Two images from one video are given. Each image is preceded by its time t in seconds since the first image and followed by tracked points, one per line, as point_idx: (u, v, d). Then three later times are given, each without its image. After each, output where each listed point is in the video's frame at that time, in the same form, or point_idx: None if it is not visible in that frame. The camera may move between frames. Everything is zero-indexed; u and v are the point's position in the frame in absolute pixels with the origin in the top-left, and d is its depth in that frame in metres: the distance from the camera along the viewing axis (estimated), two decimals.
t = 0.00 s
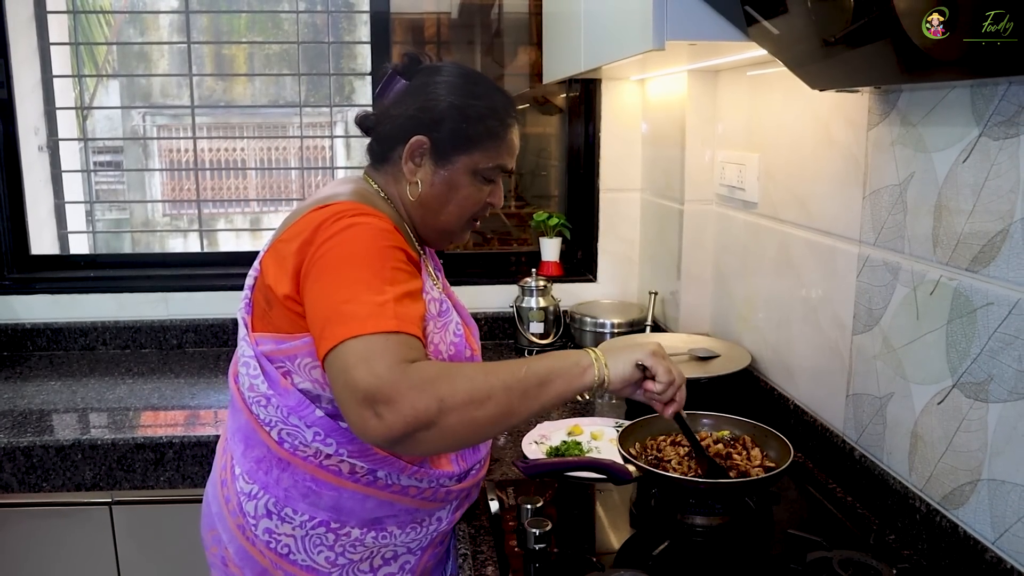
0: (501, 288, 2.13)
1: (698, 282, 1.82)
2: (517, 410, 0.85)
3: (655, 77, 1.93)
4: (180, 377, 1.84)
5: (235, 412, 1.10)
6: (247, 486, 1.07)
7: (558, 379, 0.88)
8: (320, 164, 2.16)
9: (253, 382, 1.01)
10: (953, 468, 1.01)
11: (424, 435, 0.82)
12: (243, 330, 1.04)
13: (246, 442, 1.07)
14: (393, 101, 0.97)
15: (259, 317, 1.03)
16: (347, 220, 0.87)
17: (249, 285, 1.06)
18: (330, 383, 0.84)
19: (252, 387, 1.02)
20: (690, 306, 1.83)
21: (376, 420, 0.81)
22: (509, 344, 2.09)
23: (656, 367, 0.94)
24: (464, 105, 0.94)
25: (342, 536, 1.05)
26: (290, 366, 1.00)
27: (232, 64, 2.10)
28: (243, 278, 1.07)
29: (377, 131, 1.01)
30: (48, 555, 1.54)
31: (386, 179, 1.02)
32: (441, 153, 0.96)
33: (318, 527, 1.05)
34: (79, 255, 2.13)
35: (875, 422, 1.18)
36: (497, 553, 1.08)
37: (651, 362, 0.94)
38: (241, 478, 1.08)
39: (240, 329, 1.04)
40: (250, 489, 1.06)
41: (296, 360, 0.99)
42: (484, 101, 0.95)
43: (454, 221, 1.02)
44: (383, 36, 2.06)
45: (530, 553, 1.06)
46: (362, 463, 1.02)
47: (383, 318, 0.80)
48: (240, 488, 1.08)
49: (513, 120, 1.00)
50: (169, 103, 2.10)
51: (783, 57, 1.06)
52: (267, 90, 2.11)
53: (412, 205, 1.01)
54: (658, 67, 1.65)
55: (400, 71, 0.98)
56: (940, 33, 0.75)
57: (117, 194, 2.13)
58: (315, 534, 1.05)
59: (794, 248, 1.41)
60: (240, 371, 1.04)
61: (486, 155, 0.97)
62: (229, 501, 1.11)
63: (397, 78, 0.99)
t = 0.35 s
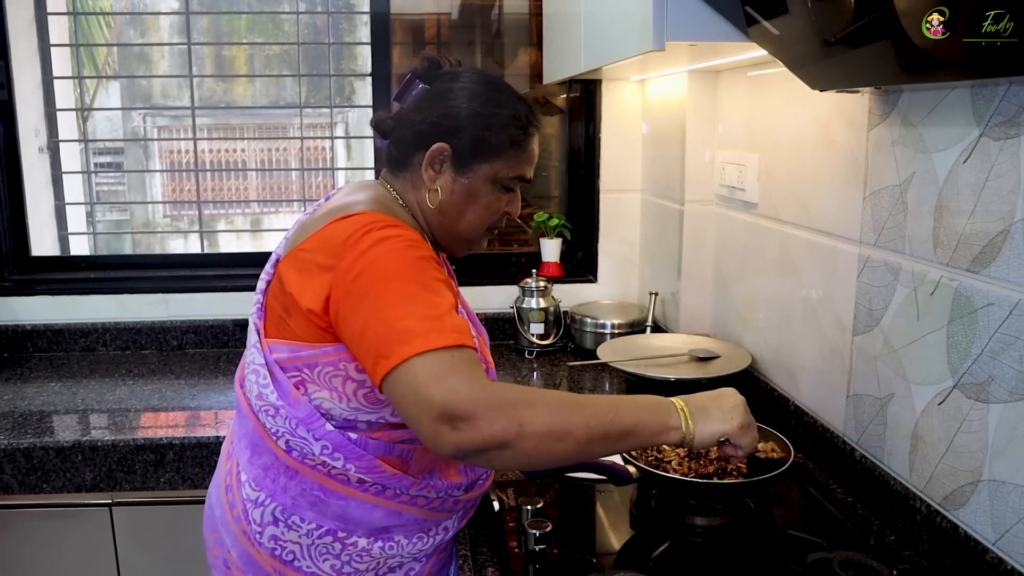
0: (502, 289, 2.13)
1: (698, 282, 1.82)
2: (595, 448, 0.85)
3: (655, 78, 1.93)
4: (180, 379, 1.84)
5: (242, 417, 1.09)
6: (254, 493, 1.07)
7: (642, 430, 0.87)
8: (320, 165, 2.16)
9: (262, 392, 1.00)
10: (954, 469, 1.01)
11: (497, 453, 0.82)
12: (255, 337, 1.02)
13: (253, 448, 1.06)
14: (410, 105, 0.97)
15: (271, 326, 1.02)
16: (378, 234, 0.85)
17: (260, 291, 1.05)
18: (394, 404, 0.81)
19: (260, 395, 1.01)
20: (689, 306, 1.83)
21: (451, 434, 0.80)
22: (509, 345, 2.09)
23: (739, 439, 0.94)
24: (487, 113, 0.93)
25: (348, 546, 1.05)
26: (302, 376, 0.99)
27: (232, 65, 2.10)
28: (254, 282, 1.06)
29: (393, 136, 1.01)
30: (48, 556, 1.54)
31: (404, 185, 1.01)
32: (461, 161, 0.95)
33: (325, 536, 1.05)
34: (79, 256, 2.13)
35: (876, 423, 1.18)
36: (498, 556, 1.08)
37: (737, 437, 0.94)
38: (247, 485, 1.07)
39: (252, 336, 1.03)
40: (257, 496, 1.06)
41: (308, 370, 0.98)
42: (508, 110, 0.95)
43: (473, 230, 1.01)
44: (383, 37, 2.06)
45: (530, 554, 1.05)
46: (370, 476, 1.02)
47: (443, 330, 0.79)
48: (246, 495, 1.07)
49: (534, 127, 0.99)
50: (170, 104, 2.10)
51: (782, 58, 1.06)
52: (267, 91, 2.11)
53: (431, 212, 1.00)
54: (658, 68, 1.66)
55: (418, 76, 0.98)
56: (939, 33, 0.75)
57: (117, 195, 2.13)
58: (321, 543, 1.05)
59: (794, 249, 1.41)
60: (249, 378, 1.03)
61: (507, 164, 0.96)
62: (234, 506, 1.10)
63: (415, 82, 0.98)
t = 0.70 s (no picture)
0: (501, 290, 2.13)
1: (696, 283, 1.82)
2: (565, 428, 0.83)
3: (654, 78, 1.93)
4: (179, 380, 1.84)
5: (248, 419, 1.09)
6: (260, 495, 1.06)
7: (606, 400, 0.86)
8: (319, 165, 2.16)
9: (270, 392, 1.00)
10: (952, 469, 1.01)
11: (471, 453, 0.81)
12: (261, 337, 1.02)
13: (259, 450, 1.06)
14: (422, 109, 0.95)
15: (277, 327, 1.01)
16: (378, 233, 0.84)
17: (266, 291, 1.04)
18: (369, 405, 0.81)
19: (268, 396, 1.01)
20: (688, 306, 1.83)
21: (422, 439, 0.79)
22: (508, 345, 2.09)
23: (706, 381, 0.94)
24: (502, 119, 0.92)
25: (354, 549, 1.05)
26: (308, 377, 0.98)
27: (231, 65, 2.09)
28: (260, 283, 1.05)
29: (403, 139, 1.00)
30: (46, 558, 1.54)
31: (415, 189, 1.01)
32: (473, 166, 0.95)
33: (331, 540, 1.05)
34: (78, 257, 2.13)
35: (874, 423, 1.18)
36: (496, 556, 1.08)
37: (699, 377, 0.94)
38: (253, 487, 1.07)
39: (258, 336, 1.03)
40: (263, 499, 1.06)
41: (314, 370, 0.97)
42: (522, 116, 0.94)
43: (482, 235, 1.01)
44: (382, 38, 2.06)
45: (529, 554, 1.05)
46: (378, 475, 1.02)
47: (425, 334, 0.78)
48: (252, 497, 1.07)
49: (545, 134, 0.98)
50: (169, 105, 2.10)
51: (780, 59, 1.06)
52: (266, 92, 2.11)
53: (441, 217, 1.00)
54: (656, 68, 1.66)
55: (429, 79, 0.98)
56: (940, 33, 0.74)
57: (117, 196, 2.13)
58: (327, 546, 1.05)
59: (792, 250, 1.41)
60: (256, 378, 1.02)
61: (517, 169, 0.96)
62: (239, 509, 1.10)
63: (427, 84, 0.98)
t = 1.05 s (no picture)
0: (499, 291, 2.13)
1: (695, 284, 1.82)
2: (643, 365, 0.88)
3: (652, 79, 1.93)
4: (178, 382, 1.84)
5: (237, 421, 1.09)
6: (248, 496, 1.06)
7: (678, 342, 0.91)
8: (317, 167, 2.16)
9: (256, 393, 1.00)
10: (951, 470, 1.01)
11: (556, 388, 0.84)
12: (248, 339, 1.02)
13: (247, 452, 1.06)
14: (402, 106, 0.95)
15: (266, 328, 1.03)
16: (378, 222, 0.86)
17: (253, 294, 1.05)
18: (433, 379, 0.82)
19: (254, 397, 1.01)
20: (687, 307, 1.83)
21: (511, 380, 0.81)
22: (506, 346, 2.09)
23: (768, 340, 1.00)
24: (480, 116, 0.93)
25: (343, 548, 1.05)
26: (297, 375, 0.99)
27: (230, 67, 2.09)
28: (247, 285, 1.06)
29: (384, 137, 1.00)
30: (44, 560, 1.54)
31: (396, 186, 1.01)
32: (452, 163, 0.95)
33: (320, 539, 1.05)
34: (76, 259, 2.13)
35: (873, 424, 1.18)
36: (495, 557, 1.08)
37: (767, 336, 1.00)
38: (242, 488, 1.07)
39: (245, 338, 1.03)
40: (251, 500, 1.06)
41: (304, 368, 0.99)
42: (500, 113, 0.94)
43: (463, 231, 1.01)
44: (380, 39, 2.07)
45: (528, 556, 1.05)
46: (363, 478, 1.01)
47: (467, 293, 0.81)
48: (242, 499, 1.07)
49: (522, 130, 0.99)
50: (167, 107, 2.10)
51: (778, 60, 1.07)
52: (265, 93, 2.11)
53: (422, 213, 0.99)
54: (654, 70, 1.66)
55: (408, 76, 0.97)
56: (940, 33, 0.74)
57: (115, 197, 2.13)
58: (316, 545, 1.05)
59: (790, 250, 1.41)
60: (243, 380, 1.02)
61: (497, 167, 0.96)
62: (230, 511, 1.10)
63: (405, 82, 0.98)
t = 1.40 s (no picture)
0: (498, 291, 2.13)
1: (694, 284, 1.82)
2: (609, 327, 0.90)
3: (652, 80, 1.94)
4: (177, 382, 1.84)
5: (231, 415, 1.10)
6: (243, 488, 1.07)
7: (635, 309, 0.93)
8: (316, 167, 2.16)
9: (248, 385, 1.02)
10: (950, 470, 1.01)
11: (534, 348, 0.84)
12: (240, 334, 1.04)
13: (241, 445, 1.07)
14: (389, 102, 0.96)
15: (255, 322, 1.04)
16: (359, 207, 0.88)
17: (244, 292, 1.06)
18: (411, 347, 0.81)
19: (246, 389, 1.02)
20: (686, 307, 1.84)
21: (490, 338, 0.81)
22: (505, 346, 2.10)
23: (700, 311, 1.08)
24: (457, 109, 0.93)
25: (337, 538, 1.05)
26: (287, 366, 1.00)
27: (228, 67, 2.09)
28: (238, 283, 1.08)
29: (368, 132, 1.00)
30: (43, 561, 1.54)
31: (378, 180, 1.00)
32: (433, 155, 0.95)
33: (314, 529, 1.05)
34: (75, 260, 2.13)
35: (872, 423, 1.18)
36: (495, 557, 1.08)
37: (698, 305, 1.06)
38: (237, 481, 1.08)
39: (237, 333, 1.04)
40: (246, 492, 1.07)
41: (293, 358, 0.99)
42: (479, 106, 0.95)
43: (446, 222, 1.01)
44: (379, 39, 2.07)
45: (527, 556, 1.05)
46: (354, 466, 1.01)
47: (444, 265, 0.82)
48: (236, 491, 1.08)
49: (501, 124, 0.99)
50: (166, 107, 2.10)
51: (777, 61, 1.07)
52: (264, 93, 2.11)
53: (405, 205, 0.99)
54: (654, 71, 1.66)
55: (389, 73, 0.98)
56: (940, 33, 0.74)
57: (114, 198, 2.13)
58: (310, 536, 1.05)
59: (790, 251, 1.41)
60: (235, 374, 1.04)
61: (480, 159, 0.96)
62: (227, 504, 1.11)
63: (386, 79, 0.98)
